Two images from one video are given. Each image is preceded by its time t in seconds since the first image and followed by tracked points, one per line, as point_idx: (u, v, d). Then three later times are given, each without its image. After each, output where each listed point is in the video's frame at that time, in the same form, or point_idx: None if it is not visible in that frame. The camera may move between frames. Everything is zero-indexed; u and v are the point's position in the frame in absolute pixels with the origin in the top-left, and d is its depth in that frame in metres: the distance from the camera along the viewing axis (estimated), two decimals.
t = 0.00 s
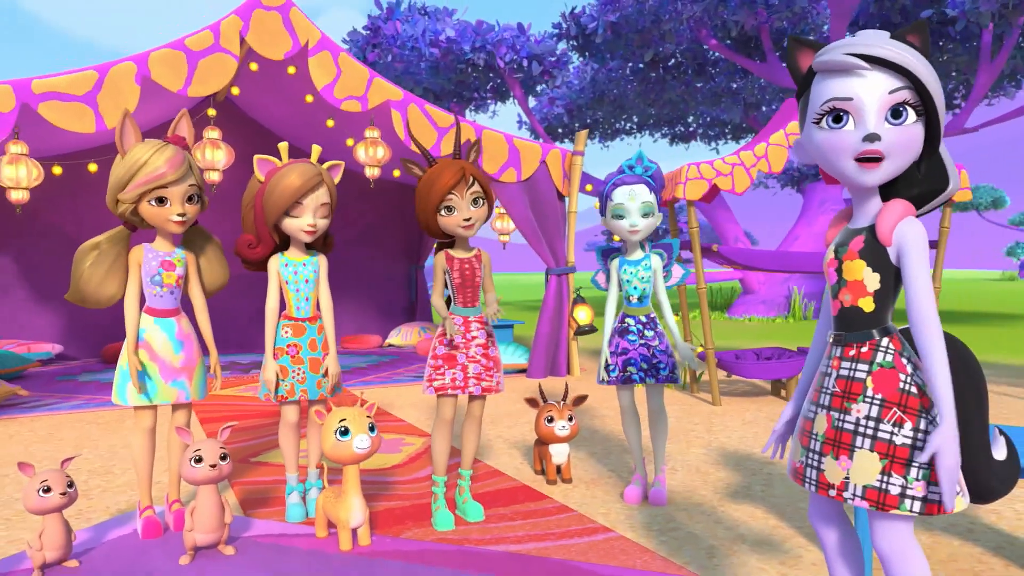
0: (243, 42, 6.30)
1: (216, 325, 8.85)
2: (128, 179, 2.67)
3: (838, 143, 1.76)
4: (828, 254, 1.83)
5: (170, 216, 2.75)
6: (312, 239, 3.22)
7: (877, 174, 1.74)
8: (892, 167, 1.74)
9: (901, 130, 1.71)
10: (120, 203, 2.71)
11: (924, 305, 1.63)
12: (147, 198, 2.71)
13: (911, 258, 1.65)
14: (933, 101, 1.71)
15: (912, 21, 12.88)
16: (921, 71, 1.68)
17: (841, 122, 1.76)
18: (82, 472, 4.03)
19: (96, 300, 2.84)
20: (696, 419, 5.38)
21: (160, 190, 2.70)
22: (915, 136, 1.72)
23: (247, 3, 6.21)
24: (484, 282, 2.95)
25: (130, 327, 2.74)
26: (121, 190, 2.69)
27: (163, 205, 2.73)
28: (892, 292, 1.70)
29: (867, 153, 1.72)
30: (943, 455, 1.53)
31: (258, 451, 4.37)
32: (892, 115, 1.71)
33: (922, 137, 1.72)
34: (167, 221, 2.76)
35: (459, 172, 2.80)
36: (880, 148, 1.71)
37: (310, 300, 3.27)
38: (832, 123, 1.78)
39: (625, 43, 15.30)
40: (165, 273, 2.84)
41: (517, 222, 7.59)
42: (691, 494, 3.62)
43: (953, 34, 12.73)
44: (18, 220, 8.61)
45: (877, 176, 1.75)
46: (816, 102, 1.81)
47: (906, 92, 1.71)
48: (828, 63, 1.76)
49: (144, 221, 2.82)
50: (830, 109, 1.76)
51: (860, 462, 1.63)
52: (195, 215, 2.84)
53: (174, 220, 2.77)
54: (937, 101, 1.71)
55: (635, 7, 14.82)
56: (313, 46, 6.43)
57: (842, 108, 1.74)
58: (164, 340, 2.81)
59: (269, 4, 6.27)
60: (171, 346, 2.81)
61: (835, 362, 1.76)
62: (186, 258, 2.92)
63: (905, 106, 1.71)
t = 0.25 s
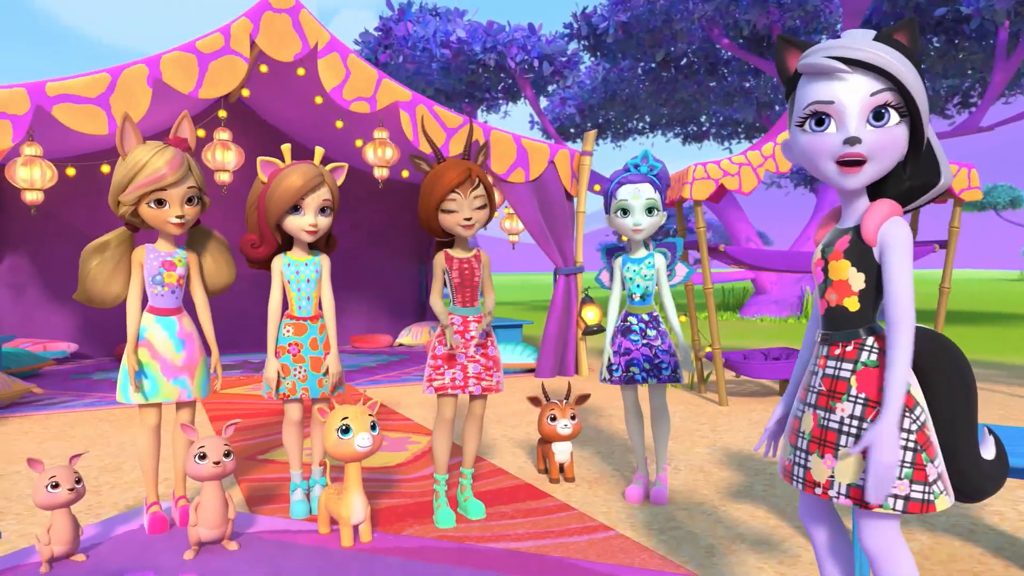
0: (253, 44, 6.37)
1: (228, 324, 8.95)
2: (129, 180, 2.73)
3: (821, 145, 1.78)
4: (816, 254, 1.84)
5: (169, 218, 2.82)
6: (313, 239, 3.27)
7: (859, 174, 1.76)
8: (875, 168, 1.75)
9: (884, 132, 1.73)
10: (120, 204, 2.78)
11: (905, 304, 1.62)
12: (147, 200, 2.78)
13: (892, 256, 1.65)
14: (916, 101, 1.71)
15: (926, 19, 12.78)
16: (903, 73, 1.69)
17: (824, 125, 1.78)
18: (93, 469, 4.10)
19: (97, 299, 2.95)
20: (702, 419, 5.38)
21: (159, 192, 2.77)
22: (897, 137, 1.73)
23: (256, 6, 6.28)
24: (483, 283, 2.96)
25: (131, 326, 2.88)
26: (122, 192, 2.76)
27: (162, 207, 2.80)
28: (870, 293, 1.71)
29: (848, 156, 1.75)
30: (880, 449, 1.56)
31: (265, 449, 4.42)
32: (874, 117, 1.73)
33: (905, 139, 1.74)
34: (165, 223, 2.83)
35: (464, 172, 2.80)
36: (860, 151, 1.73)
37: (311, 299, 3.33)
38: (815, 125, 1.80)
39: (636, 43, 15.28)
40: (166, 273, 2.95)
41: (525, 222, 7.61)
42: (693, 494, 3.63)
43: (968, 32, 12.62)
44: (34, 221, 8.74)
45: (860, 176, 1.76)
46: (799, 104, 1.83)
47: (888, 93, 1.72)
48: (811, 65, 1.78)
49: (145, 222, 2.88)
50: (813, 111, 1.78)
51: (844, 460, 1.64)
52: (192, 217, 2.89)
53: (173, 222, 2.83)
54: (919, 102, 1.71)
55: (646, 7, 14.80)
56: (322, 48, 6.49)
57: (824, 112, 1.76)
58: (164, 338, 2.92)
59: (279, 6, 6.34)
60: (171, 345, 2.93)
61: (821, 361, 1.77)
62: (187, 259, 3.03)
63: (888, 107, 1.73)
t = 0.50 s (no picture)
0: (265, 47, 6.44)
1: (242, 324, 9.04)
2: (130, 180, 2.98)
3: (803, 146, 1.84)
4: (806, 253, 1.86)
5: (169, 216, 3.05)
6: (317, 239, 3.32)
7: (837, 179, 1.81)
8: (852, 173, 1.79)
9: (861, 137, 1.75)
10: (123, 204, 3.02)
11: (881, 304, 1.62)
12: (147, 200, 3.03)
13: (872, 256, 1.64)
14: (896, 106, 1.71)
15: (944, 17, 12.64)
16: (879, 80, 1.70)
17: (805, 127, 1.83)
18: (106, 465, 4.17)
19: (105, 297, 3.12)
20: (711, 419, 5.37)
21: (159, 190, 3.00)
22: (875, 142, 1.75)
23: (269, 8, 6.35)
24: (479, 282, 2.98)
25: (135, 324, 3.02)
26: (124, 192, 3.01)
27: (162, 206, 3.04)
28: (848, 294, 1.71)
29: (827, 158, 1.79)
30: (820, 441, 1.62)
31: (274, 447, 4.47)
32: (854, 119, 1.76)
33: (888, 148, 1.76)
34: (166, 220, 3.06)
35: (470, 173, 2.83)
36: (839, 153, 1.77)
37: (315, 298, 3.38)
38: (799, 126, 1.84)
39: (650, 42, 15.24)
40: (169, 273, 3.09)
41: (536, 222, 7.62)
42: (697, 494, 3.63)
43: (987, 29, 12.47)
44: (53, 221, 8.88)
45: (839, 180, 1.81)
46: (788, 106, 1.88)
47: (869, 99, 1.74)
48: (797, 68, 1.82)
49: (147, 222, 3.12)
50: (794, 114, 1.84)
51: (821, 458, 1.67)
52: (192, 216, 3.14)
53: (173, 220, 3.06)
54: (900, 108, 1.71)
55: (660, 6, 14.77)
56: (334, 50, 6.55)
57: (805, 115, 1.81)
58: (167, 337, 3.06)
59: (290, 9, 6.41)
60: (174, 343, 3.06)
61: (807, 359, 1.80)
62: (190, 259, 3.17)
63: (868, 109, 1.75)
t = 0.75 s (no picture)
0: (279, 49, 6.52)
1: (258, 323, 9.14)
2: (136, 182, 3.22)
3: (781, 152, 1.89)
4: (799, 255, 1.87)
5: (174, 215, 3.30)
6: (324, 239, 3.36)
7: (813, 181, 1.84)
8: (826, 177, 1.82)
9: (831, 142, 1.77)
10: (130, 205, 3.28)
11: (852, 305, 1.62)
12: (154, 201, 3.28)
13: (850, 258, 1.63)
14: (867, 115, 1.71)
15: (966, 13, 12.46)
16: (850, 88, 1.71)
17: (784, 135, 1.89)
18: (120, 462, 4.25)
19: (114, 296, 3.32)
20: (721, 420, 5.35)
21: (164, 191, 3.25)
22: (845, 148, 1.77)
23: (282, 11, 6.42)
24: (474, 283, 3.16)
25: (142, 324, 3.22)
26: (132, 193, 3.25)
27: (168, 206, 3.29)
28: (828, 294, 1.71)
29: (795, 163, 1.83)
30: (807, 441, 1.59)
31: (284, 445, 4.53)
32: (820, 123, 1.77)
33: (858, 150, 1.75)
34: (171, 220, 3.31)
35: (469, 176, 2.89)
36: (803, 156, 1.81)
37: (322, 298, 3.43)
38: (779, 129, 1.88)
39: (666, 41, 15.17)
40: (174, 273, 3.29)
41: (548, 222, 7.63)
42: (702, 494, 3.63)
43: (1010, 25, 12.27)
44: (74, 222, 9.03)
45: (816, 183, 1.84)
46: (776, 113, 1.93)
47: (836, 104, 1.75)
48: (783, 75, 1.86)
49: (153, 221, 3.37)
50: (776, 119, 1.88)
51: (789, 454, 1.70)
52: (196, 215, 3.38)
53: (178, 219, 3.31)
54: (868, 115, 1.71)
55: (676, 5, 14.71)
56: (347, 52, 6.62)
57: (781, 118, 1.85)
58: (173, 336, 3.24)
59: (304, 11, 6.47)
60: (180, 342, 3.24)
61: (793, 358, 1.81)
62: (195, 259, 3.36)
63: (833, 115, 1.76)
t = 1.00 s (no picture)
0: (295, 51, 6.59)
1: (276, 322, 9.24)
2: (146, 183, 3.44)
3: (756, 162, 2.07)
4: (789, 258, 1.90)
5: (182, 216, 3.52)
6: (334, 239, 3.39)
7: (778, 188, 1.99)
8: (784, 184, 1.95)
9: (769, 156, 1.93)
10: (139, 207, 3.49)
11: (823, 303, 1.63)
12: (162, 201, 3.49)
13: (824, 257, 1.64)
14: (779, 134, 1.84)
15: (990, 10, 12.28)
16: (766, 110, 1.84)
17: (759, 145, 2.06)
18: (136, 458, 4.33)
19: (123, 296, 3.40)
20: (733, 421, 5.33)
21: (172, 191, 3.47)
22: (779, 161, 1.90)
23: (298, 14, 6.50)
24: (476, 286, 3.25)
25: (151, 323, 3.31)
26: (140, 195, 3.47)
27: (175, 206, 3.50)
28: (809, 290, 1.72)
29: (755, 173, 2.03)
30: (791, 440, 1.59)
31: (296, 443, 4.59)
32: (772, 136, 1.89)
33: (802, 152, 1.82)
34: (179, 220, 3.53)
35: (473, 175, 2.93)
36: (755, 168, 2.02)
37: (330, 297, 3.45)
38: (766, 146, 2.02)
39: (684, 41, 15.09)
40: (183, 273, 3.39)
41: (562, 222, 7.64)
42: (709, 494, 3.62)
43: None
44: (96, 223, 9.20)
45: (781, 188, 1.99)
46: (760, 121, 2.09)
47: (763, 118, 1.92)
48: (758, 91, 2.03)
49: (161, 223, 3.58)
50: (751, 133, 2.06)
51: (771, 450, 1.72)
52: (203, 216, 3.58)
53: (185, 220, 3.53)
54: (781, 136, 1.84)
55: (694, 4, 14.65)
56: (361, 54, 6.68)
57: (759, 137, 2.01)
58: (181, 334, 3.34)
59: (319, 14, 6.55)
60: (188, 341, 3.34)
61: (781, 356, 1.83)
62: (203, 259, 3.46)
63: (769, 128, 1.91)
